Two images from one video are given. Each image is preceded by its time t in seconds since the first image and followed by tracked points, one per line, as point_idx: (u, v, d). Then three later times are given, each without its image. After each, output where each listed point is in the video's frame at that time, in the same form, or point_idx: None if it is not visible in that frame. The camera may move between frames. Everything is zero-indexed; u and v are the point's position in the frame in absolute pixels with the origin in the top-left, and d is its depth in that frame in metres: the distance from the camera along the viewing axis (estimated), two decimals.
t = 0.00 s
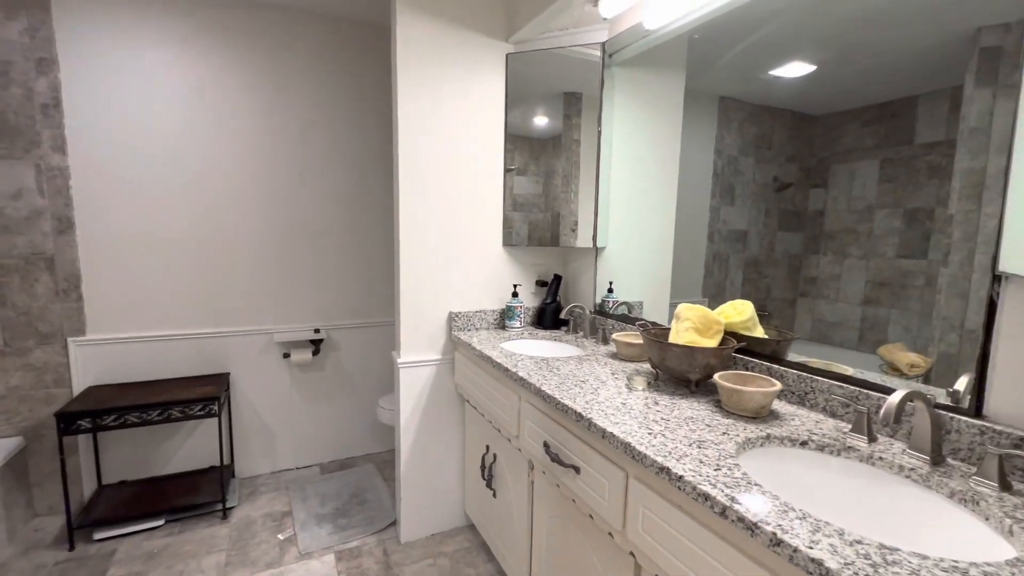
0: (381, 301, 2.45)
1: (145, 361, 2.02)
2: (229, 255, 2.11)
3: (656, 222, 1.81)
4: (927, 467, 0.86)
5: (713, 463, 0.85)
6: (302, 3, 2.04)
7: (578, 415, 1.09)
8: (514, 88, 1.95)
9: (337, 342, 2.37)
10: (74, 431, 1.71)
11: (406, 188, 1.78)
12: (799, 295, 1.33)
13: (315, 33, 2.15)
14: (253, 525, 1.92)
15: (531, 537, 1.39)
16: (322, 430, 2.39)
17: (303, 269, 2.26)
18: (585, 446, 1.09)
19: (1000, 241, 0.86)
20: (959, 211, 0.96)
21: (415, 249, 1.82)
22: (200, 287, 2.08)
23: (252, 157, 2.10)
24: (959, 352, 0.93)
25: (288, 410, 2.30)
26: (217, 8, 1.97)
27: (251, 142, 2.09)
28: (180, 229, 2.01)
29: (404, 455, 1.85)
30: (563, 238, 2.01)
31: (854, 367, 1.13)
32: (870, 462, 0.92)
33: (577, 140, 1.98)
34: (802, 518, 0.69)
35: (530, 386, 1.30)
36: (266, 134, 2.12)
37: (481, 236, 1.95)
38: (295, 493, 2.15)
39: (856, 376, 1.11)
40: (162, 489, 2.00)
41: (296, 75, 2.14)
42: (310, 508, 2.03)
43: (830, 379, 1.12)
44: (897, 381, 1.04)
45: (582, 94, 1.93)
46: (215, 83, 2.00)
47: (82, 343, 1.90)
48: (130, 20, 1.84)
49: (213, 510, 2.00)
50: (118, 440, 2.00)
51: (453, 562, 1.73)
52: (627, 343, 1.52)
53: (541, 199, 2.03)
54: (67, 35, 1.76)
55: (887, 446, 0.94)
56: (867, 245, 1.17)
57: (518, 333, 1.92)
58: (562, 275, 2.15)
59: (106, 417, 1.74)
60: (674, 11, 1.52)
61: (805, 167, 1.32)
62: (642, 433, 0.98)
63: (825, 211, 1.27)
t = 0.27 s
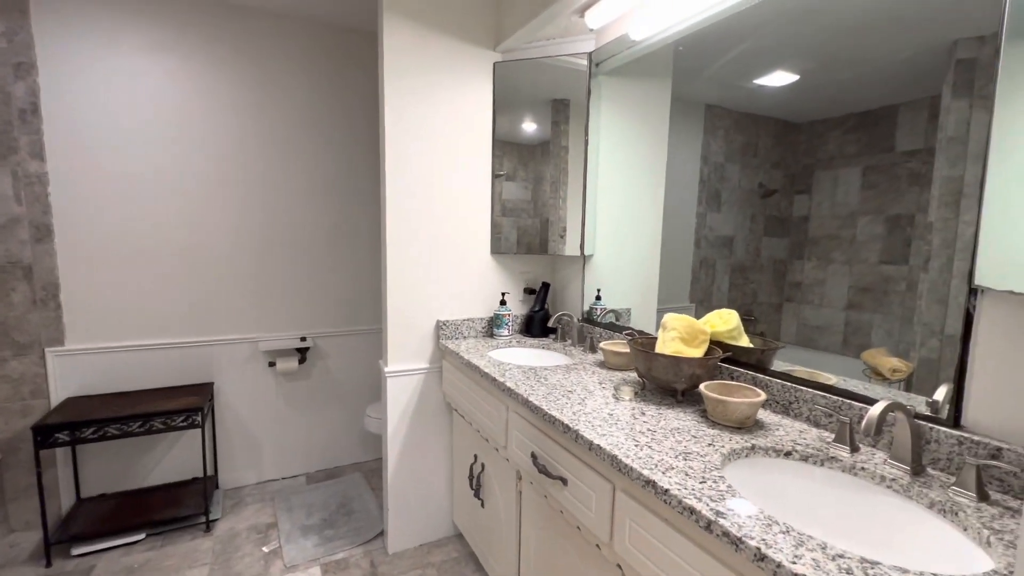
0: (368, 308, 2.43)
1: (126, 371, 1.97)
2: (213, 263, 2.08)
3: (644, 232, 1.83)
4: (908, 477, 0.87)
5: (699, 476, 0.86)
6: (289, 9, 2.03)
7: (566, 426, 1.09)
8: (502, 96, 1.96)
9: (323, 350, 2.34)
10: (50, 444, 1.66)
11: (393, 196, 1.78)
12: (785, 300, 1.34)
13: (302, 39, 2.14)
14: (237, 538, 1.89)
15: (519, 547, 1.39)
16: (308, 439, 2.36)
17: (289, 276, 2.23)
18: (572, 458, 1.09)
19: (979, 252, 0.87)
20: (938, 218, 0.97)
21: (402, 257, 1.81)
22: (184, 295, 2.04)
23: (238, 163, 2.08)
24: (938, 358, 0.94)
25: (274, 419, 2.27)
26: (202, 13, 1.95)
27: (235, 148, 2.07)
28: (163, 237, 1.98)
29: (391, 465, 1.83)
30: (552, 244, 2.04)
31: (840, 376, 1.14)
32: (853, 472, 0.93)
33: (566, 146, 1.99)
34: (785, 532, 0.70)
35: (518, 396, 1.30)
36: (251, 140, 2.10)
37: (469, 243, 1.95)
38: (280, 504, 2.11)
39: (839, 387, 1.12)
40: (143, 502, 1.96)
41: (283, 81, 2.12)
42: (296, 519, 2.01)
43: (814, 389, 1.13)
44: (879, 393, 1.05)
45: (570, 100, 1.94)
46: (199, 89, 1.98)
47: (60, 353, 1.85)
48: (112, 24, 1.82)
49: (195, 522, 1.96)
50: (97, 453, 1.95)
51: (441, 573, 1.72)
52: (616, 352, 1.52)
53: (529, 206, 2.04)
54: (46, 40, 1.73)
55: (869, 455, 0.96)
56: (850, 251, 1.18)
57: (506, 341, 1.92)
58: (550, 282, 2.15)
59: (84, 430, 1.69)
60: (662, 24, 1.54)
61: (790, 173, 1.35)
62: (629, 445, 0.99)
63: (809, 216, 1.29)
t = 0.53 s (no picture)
0: (361, 316, 2.41)
1: (113, 382, 1.94)
2: (203, 271, 2.06)
3: (637, 242, 1.82)
4: (903, 496, 0.86)
5: (691, 496, 0.84)
6: (281, 16, 2.02)
7: (557, 442, 1.07)
8: (495, 105, 1.95)
9: (315, 359, 2.32)
10: (31, 459, 1.61)
11: (384, 206, 1.76)
12: (779, 305, 1.35)
13: (294, 47, 2.13)
14: (226, 551, 1.85)
15: (511, 563, 1.37)
16: (299, 449, 2.33)
17: (281, 284, 2.21)
18: (563, 474, 1.08)
19: (975, 263, 0.87)
20: (931, 225, 0.97)
21: (395, 266, 1.80)
22: (173, 305, 2.02)
23: (229, 171, 2.06)
24: (932, 365, 0.94)
25: (265, 430, 2.24)
26: (193, 21, 1.94)
27: (226, 155, 2.05)
28: (152, 246, 1.96)
29: (383, 477, 1.81)
30: (546, 251, 2.02)
31: (834, 390, 1.14)
32: (847, 490, 0.92)
33: (560, 153, 1.98)
34: (778, 556, 0.68)
35: (509, 410, 1.29)
36: (243, 148, 2.08)
37: (462, 252, 1.94)
38: (271, 516, 2.08)
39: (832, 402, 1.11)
40: (130, 515, 1.92)
41: (274, 88, 2.11)
42: (286, 532, 1.98)
43: (807, 403, 1.12)
44: (873, 408, 1.04)
45: (564, 108, 1.93)
46: (190, 96, 1.96)
47: (46, 364, 1.82)
48: (101, 32, 1.80)
49: (183, 536, 1.92)
50: (83, 466, 1.92)
51: None
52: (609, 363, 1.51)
53: (524, 211, 2.03)
54: (33, 47, 1.71)
55: (864, 473, 0.95)
56: (843, 257, 1.19)
57: (499, 352, 1.90)
58: (544, 291, 2.14)
59: (68, 443, 1.64)
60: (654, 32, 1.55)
61: (783, 180, 1.37)
62: (620, 462, 0.97)
63: (804, 223, 1.30)
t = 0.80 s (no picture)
0: (359, 325, 2.38)
1: (107, 392, 1.91)
2: (200, 279, 2.04)
3: (639, 251, 1.79)
4: (917, 522, 0.82)
5: (694, 522, 0.80)
6: (279, 23, 2.01)
7: (554, 460, 1.04)
8: (494, 111, 1.93)
9: (312, 368, 2.29)
10: (21, 472, 1.58)
11: (381, 214, 1.74)
12: (784, 313, 1.29)
13: (293, 53, 2.12)
14: (219, 565, 1.82)
15: None
16: (296, 460, 2.29)
17: (278, 292, 2.19)
18: (561, 494, 1.04)
19: (988, 269, 0.84)
20: (938, 232, 0.94)
21: (392, 275, 1.77)
22: (168, 313, 1.99)
23: (225, 178, 2.04)
24: (941, 375, 0.91)
25: (260, 440, 2.21)
26: (190, 28, 1.93)
27: (223, 163, 2.03)
28: (147, 254, 1.93)
29: (379, 490, 1.78)
30: (547, 257, 1.97)
31: (841, 404, 1.09)
32: (857, 514, 0.87)
33: (562, 159, 1.93)
34: None
35: (506, 425, 1.25)
36: (240, 155, 2.06)
37: (461, 260, 1.92)
38: (266, 528, 2.05)
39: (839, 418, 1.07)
40: (122, 527, 1.89)
41: (272, 95, 2.10)
42: (281, 545, 1.94)
43: (814, 420, 1.08)
44: (883, 426, 1.00)
45: (566, 113, 1.89)
46: (187, 104, 1.95)
47: (39, 374, 1.79)
48: (97, 39, 1.79)
49: (175, 549, 1.89)
50: (75, 477, 1.89)
51: None
52: (608, 376, 1.47)
53: (526, 217, 1.99)
54: (28, 55, 1.69)
55: (875, 496, 0.90)
56: (849, 263, 1.12)
57: (498, 362, 1.88)
58: (544, 300, 2.11)
59: (59, 455, 1.62)
60: (654, 37, 1.52)
61: (788, 186, 1.30)
62: (619, 483, 0.94)
63: (808, 229, 1.23)
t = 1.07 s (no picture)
0: (365, 332, 2.35)
1: (112, 400, 1.90)
2: (206, 287, 2.02)
3: (650, 259, 1.74)
4: (955, 558, 0.75)
5: (711, 554, 0.75)
6: (287, 29, 2.00)
7: (561, 481, 0.99)
8: (502, 117, 1.89)
9: (317, 376, 2.26)
10: (22, 482, 1.56)
11: (386, 222, 1.71)
12: (798, 320, 1.25)
13: (300, 60, 2.11)
14: None
15: None
16: (301, 469, 2.26)
17: (284, 299, 2.17)
18: (568, 517, 0.99)
19: None
20: (962, 238, 0.90)
21: (397, 283, 1.74)
22: (174, 321, 1.98)
23: (232, 185, 2.03)
24: (967, 389, 0.87)
25: (265, 449, 2.18)
26: (198, 35, 1.93)
27: (230, 170, 2.02)
28: (153, 262, 1.92)
29: (383, 503, 1.74)
30: (556, 264, 1.92)
31: (865, 422, 1.02)
32: (888, 546, 0.81)
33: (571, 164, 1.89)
34: None
35: (512, 441, 1.21)
36: (247, 162, 2.05)
37: (468, 268, 1.88)
38: (269, 539, 2.02)
39: (865, 439, 1.00)
40: (125, 538, 1.87)
41: (279, 101, 2.09)
42: (284, 557, 1.90)
43: (837, 441, 1.02)
44: (913, 448, 0.93)
45: (575, 118, 1.85)
46: (195, 111, 1.95)
47: (43, 382, 1.78)
48: (105, 48, 1.79)
49: (178, 560, 1.86)
50: (80, 485, 1.87)
51: None
52: (619, 390, 1.43)
53: (535, 223, 1.95)
54: (37, 64, 1.70)
55: (907, 526, 0.84)
56: (866, 270, 1.08)
57: (504, 372, 1.83)
58: (552, 309, 2.06)
59: (61, 465, 1.59)
60: (667, 37, 1.45)
61: (802, 190, 1.25)
62: (631, 508, 0.88)
63: (823, 235, 1.19)
